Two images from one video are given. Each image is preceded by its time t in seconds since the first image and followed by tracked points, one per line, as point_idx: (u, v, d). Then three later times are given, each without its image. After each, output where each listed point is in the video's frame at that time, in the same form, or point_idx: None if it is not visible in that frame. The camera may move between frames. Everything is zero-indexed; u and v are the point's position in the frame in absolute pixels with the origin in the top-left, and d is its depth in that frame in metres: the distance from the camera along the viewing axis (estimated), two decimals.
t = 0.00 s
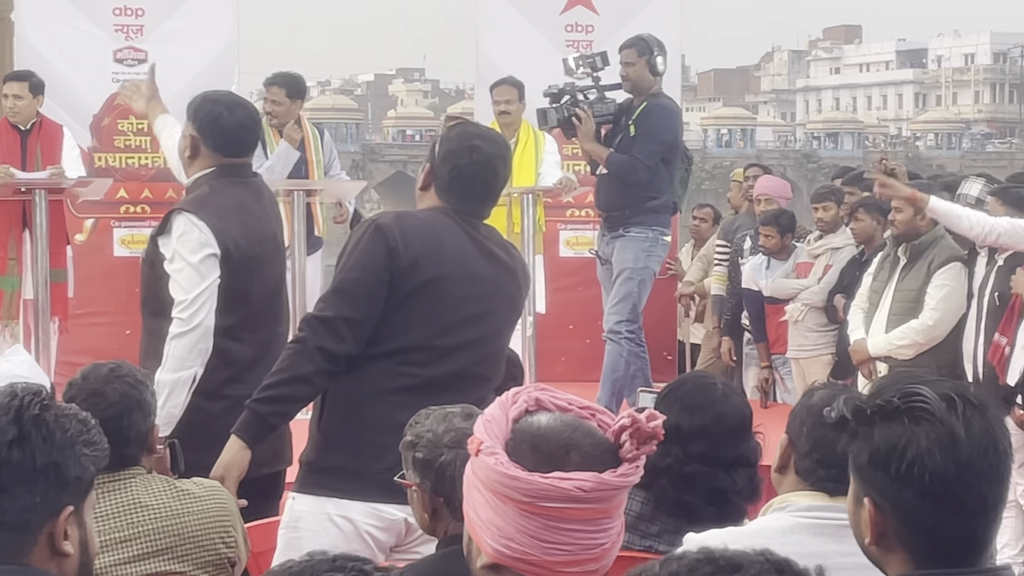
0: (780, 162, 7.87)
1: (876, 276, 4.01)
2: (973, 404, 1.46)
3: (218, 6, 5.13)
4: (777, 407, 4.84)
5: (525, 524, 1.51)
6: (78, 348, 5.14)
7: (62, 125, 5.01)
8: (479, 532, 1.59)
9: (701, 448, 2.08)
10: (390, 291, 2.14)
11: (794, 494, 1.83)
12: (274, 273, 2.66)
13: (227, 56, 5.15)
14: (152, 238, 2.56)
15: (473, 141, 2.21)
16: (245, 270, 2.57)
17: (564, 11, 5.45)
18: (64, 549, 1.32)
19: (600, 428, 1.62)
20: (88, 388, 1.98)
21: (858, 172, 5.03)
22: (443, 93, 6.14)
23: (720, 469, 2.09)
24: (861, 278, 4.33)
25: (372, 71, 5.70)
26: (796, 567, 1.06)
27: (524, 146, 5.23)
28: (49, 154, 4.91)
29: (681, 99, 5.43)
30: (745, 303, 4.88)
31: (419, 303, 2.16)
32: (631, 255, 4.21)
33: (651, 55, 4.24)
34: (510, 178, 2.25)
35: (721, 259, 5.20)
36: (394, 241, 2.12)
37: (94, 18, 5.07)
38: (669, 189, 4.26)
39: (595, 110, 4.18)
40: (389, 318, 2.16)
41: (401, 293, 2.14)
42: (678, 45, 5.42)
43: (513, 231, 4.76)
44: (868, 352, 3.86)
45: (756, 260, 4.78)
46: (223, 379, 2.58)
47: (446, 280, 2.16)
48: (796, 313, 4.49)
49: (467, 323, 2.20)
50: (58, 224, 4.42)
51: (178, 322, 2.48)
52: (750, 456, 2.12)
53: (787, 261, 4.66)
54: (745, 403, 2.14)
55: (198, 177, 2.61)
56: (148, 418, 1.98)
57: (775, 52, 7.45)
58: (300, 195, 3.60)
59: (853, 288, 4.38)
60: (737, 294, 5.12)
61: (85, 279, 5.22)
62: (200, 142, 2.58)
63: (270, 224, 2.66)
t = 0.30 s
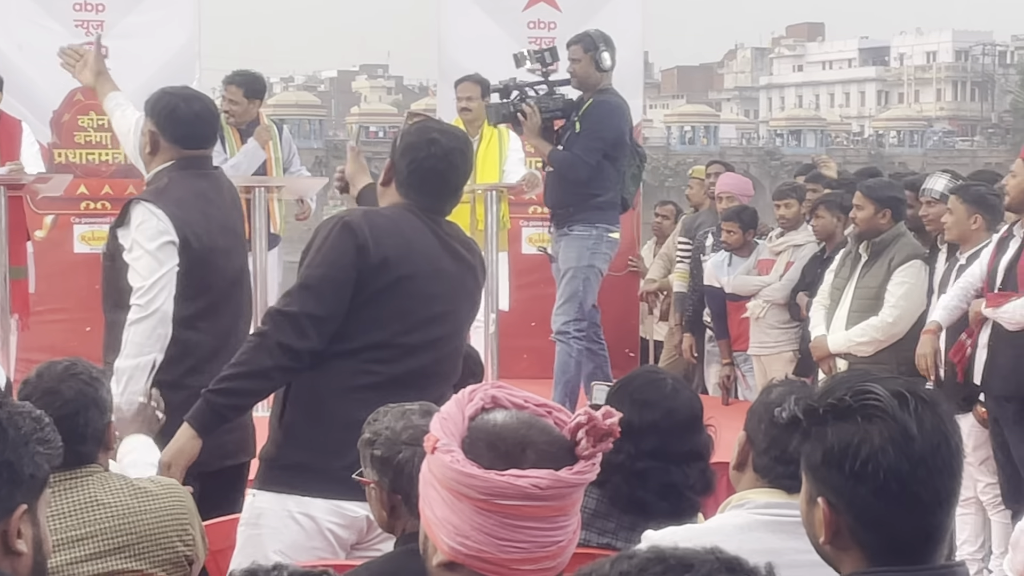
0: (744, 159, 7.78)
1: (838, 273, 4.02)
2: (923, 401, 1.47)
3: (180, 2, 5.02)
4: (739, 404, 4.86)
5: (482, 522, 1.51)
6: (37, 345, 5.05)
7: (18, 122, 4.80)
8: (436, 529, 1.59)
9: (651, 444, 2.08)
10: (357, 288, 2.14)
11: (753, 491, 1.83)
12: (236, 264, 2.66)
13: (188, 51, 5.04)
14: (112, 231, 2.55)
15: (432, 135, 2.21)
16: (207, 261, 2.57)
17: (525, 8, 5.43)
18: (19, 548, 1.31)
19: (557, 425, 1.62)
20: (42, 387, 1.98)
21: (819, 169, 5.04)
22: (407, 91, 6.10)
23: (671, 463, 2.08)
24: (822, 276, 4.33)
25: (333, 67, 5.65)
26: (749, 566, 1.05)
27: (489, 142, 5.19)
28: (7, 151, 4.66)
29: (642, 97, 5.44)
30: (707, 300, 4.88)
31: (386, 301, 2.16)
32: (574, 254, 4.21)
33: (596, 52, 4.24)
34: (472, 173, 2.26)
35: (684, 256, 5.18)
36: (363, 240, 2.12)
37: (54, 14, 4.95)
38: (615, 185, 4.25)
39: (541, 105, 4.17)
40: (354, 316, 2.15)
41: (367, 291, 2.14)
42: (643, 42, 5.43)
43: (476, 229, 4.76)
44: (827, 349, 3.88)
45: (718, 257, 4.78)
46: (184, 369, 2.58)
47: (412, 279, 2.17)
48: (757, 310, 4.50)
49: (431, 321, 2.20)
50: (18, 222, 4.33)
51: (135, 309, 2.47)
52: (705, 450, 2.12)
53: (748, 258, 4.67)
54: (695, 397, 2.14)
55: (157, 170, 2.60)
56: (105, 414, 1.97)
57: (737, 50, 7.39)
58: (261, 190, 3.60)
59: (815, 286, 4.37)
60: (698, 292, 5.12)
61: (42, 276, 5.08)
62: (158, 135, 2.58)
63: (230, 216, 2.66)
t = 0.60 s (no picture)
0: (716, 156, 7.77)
1: (810, 270, 4.03)
2: (896, 397, 1.47)
3: None
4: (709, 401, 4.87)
5: (454, 518, 1.51)
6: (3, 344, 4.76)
7: None
8: (408, 526, 1.59)
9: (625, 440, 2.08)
10: (335, 285, 2.14)
11: (725, 486, 1.83)
12: (208, 263, 2.65)
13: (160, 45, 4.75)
14: (82, 228, 2.55)
15: (407, 130, 2.21)
16: (176, 258, 2.56)
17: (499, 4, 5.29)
18: None
19: (530, 422, 1.62)
20: (11, 380, 1.93)
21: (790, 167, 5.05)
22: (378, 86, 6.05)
23: (643, 461, 2.08)
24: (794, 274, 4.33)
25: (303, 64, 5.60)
26: (721, 558, 1.05)
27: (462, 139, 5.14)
28: None
29: (614, 93, 5.41)
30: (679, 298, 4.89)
31: (364, 298, 2.16)
32: (520, 251, 4.19)
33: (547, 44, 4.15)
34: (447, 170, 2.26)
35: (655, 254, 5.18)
36: (343, 235, 2.12)
37: (23, 7, 4.67)
38: (565, 181, 4.20)
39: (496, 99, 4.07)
40: (332, 312, 2.15)
41: (347, 287, 2.14)
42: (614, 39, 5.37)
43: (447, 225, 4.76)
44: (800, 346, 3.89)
45: (690, 254, 4.79)
46: (155, 368, 2.57)
47: (390, 276, 2.16)
48: (729, 307, 4.51)
49: (407, 319, 2.20)
50: None
51: (99, 308, 2.46)
52: (676, 445, 2.12)
53: (720, 255, 4.68)
54: (665, 395, 2.14)
55: (127, 168, 2.60)
56: (74, 409, 1.93)
57: (709, 47, 7.33)
58: (233, 186, 3.61)
59: (787, 283, 4.38)
60: (670, 290, 5.14)
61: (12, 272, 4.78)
62: (129, 132, 2.57)
63: (203, 214, 2.65)
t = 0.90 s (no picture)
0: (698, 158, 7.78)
1: (794, 271, 4.05)
2: (883, 395, 1.47)
3: None
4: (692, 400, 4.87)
5: (441, 515, 1.51)
6: None
7: None
8: (395, 523, 1.58)
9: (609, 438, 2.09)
10: (321, 286, 2.15)
11: (710, 486, 1.84)
12: (190, 262, 2.64)
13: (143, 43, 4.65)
14: (65, 227, 2.54)
15: (393, 129, 2.23)
16: (159, 257, 2.55)
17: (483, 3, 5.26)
18: None
19: (516, 420, 1.62)
20: None
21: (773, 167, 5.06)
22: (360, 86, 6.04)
23: (627, 459, 2.08)
24: (777, 274, 4.34)
25: (286, 64, 5.57)
26: (707, 552, 1.06)
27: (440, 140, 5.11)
28: None
29: (597, 93, 5.38)
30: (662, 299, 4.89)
31: (348, 298, 2.17)
32: (485, 254, 4.19)
33: (513, 43, 4.11)
34: (432, 170, 2.28)
35: (636, 253, 5.19)
36: (329, 236, 2.13)
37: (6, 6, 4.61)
38: (530, 179, 4.16)
39: (464, 96, 4.07)
40: (318, 312, 2.16)
41: (332, 287, 2.15)
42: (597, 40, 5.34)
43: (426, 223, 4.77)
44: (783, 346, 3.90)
45: (673, 253, 4.80)
46: (137, 368, 2.56)
47: (375, 276, 2.18)
48: (713, 307, 4.53)
49: (393, 319, 2.22)
50: None
51: (82, 306, 2.43)
52: (659, 444, 2.13)
53: (703, 255, 4.69)
54: (649, 391, 2.15)
55: (112, 166, 2.59)
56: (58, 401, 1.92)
57: (691, 48, 7.31)
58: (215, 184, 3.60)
59: (770, 283, 4.39)
60: (652, 290, 5.15)
61: None
62: (114, 130, 2.57)
63: (186, 214, 2.64)
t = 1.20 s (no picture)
0: (690, 158, 7.87)
1: (788, 272, 4.06)
2: (881, 395, 1.47)
3: None
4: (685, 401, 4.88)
5: (440, 515, 1.51)
6: None
7: None
8: (394, 523, 1.59)
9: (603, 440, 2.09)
10: (313, 287, 2.15)
11: (706, 487, 1.84)
12: (185, 264, 2.64)
13: (139, 45, 4.68)
14: (61, 230, 2.54)
15: (390, 131, 2.23)
16: (155, 259, 2.56)
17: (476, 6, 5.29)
18: None
19: (515, 420, 1.62)
20: None
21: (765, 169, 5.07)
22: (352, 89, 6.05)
23: (624, 461, 2.09)
24: (770, 276, 4.36)
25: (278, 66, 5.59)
26: (728, 556, 1.06)
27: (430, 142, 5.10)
28: None
29: (590, 95, 5.40)
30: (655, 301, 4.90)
31: (342, 300, 2.17)
32: (472, 256, 4.19)
33: (494, 43, 4.08)
34: (427, 172, 2.28)
35: (630, 256, 5.22)
36: (324, 237, 2.14)
37: (1, 8, 4.63)
38: (512, 181, 4.14)
39: (444, 95, 4.06)
40: (311, 314, 2.17)
41: (326, 288, 2.16)
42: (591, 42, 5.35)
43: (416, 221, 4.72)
44: (776, 348, 3.92)
45: (666, 255, 4.81)
46: (134, 371, 2.57)
47: (369, 277, 2.18)
48: (706, 309, 4.54)
49: (386, 320, 2.22)
50: None
51: (83, 306, 2.44)
52: (654, 444, 2.13)
53: (697, 257, 4.70)
54: (645, 392, 2.15)
55: (107, 168, 2.59)
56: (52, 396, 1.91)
57: (682, 49, 7.32)
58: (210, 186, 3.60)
59: (763, 285, 4.40)
60: (644, 291, 5.16)
61: None
62: (108, 133, 2.56)
63: (181, 215, 2.64)
